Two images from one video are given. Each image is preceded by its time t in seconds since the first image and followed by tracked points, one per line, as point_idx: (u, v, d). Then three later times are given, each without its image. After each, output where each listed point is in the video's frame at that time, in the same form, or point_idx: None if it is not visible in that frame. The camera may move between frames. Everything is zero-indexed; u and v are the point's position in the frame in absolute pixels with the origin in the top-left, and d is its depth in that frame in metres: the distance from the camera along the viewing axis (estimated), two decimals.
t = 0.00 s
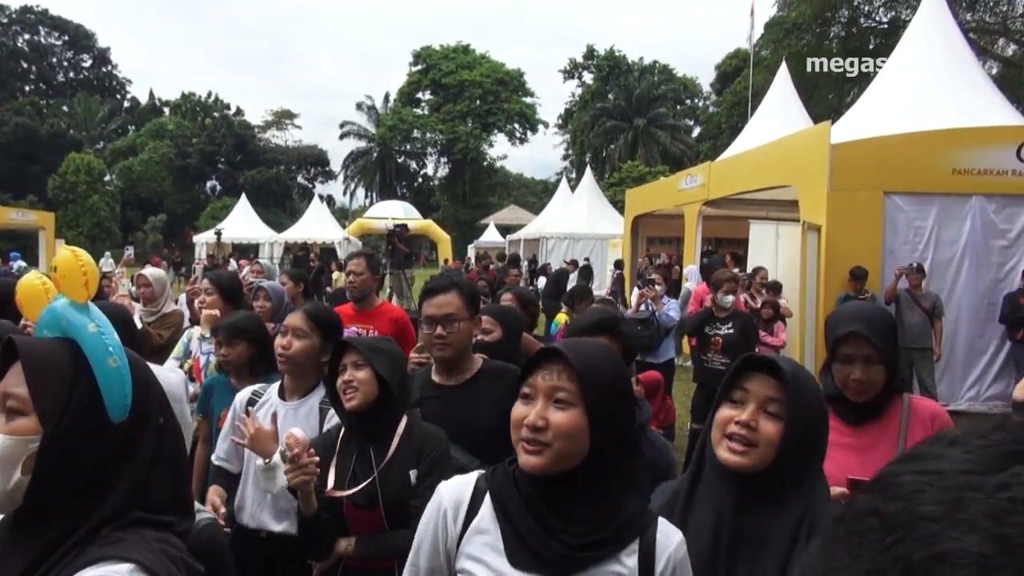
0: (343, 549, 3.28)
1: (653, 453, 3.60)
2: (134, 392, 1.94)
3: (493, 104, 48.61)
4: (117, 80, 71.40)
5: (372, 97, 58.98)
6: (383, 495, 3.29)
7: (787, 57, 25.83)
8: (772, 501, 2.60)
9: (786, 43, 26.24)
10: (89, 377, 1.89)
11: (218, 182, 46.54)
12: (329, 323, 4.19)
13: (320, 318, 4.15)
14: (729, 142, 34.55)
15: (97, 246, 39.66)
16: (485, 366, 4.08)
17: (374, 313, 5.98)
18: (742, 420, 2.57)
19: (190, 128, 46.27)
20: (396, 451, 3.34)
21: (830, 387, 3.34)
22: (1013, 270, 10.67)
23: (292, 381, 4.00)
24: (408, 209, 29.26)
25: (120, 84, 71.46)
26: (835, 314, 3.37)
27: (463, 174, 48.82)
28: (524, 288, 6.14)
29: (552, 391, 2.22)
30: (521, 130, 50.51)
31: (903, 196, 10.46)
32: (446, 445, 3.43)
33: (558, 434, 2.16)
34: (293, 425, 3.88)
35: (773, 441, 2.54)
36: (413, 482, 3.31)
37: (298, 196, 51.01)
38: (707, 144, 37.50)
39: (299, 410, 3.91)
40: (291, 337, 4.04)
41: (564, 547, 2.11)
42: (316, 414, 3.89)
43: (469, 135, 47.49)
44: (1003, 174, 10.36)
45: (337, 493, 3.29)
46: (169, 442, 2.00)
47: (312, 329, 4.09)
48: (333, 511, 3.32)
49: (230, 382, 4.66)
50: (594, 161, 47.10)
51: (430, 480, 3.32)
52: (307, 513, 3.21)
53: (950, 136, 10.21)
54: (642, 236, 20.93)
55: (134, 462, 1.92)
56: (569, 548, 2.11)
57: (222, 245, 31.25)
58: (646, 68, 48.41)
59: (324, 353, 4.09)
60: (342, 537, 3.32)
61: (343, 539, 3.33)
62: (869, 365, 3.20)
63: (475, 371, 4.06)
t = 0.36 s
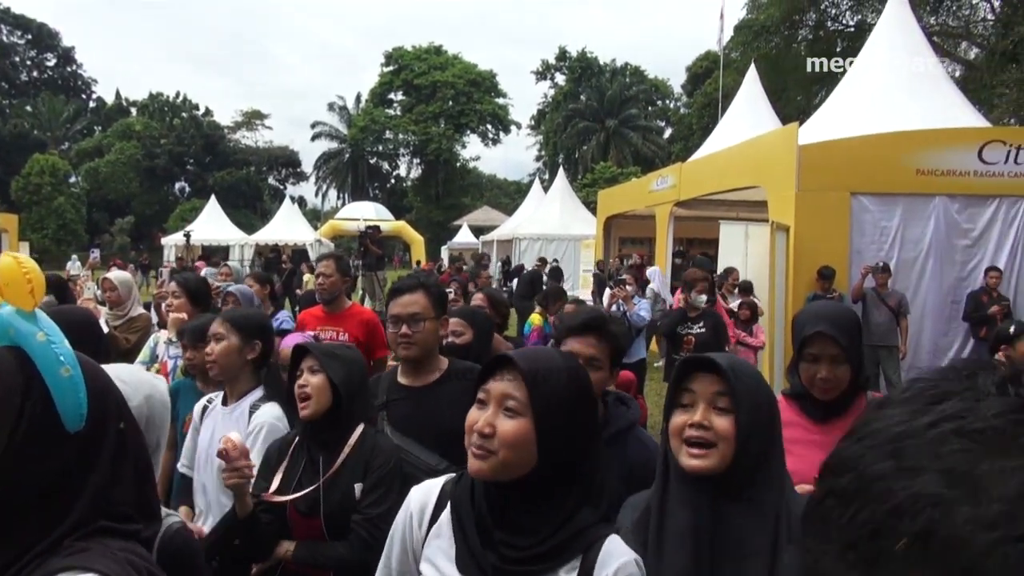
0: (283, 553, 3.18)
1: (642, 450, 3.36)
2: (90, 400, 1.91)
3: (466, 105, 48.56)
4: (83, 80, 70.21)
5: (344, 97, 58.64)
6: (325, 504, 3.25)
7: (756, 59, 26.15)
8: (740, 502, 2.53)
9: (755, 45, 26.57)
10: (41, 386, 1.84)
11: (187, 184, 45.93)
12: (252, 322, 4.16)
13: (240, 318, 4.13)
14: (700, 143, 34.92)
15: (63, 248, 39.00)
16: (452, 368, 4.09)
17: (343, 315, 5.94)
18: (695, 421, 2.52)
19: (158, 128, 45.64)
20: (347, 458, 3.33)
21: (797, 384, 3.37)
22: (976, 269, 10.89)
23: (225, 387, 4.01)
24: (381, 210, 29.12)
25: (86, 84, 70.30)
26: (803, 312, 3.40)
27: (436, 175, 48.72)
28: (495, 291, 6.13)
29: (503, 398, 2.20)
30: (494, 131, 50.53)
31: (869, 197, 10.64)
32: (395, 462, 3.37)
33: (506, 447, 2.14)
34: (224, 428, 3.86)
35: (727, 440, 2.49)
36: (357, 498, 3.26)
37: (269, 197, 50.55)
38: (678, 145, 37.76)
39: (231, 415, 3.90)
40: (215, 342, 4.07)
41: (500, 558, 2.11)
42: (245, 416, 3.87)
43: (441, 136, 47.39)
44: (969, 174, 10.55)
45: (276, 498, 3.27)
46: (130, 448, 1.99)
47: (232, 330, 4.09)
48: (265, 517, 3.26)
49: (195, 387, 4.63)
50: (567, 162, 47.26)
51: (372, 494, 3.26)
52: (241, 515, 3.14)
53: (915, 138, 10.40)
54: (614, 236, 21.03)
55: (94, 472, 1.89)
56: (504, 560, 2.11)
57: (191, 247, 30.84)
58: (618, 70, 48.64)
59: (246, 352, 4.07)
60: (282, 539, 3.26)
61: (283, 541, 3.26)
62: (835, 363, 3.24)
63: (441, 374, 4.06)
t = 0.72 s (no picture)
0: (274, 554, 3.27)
1: (621, 455, 3.35)
2: (49, 401, 1.90)
3: (441, 105, 48.48)
4: (51, 80, 69.06)
5: (318, 97, 58.27)
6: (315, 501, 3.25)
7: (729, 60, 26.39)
8: (725, 498, 2.44)
9: (728, 46, 26.76)
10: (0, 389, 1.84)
11: (159, 184, 45.35)
12: (240, 321, 4.17)
13: (231, 317, 4.14)
14: (674, 143, 35.11)
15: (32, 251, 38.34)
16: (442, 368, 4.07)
17: (317, 316, 5.92)
18: (686, 419, 2.45)
19: (129, 129, 45.03)
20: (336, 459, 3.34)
21: (764, 380, 3.40)
22: (945, 264, 10.97)
23: (205, 381, 3.95)
24: (356, 210, 28.97)
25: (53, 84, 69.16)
26: (769, 307, 3.41)
27: (412, 176, 48.55)
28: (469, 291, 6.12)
29: (478, 390, 2.17)
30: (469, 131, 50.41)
31: (840, 196, 10.78)
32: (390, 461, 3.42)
33: (481, 438, 2.11)
34: (211, 426, 3.81)
35: (722, 438, 2.41)
36: (348, 493, 3.27)
37: (243, 198, 50.12)
38: (653, 145, 37.98)
39: (216, 409, 3.86)
40: (203, 337, 4.03)
41: (471, 560, 2.06)
42: (236, 409, 3.88)
43: (417, 136, 47.25)
44: (930, 173, 10.74)
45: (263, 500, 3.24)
46: (92, 449, 1.96)
47: (222, 327, 4.07)
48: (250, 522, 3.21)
49: (163, 388, 4.57)
50: (543, 162, 47.35)
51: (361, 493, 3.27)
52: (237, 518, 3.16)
53: (880, 138, 10.61)
54: (590, 236, 21.12)
55: (54, 473, 1.87)
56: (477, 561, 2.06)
57: (164, 249, 30.45)
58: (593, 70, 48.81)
59: (233, 352, 4.06)
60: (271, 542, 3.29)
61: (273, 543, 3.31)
62: (802, 360, 3.26)
63: (429, 374, 4.02)
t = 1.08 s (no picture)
0: (276, 555, 3.21)
1: (617, 454, 3.35)
2: (37, 400, 1.90)
3: (436, 105, 48.49)
4: (44, 81, 68.80)
5: (314, 98, 58.21)
6: (319, 502, 3.26)
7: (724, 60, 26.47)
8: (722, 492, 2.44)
9: (723, 46, 26.75)
10: None
11: (154, 186, 45.21)
12: (249, 330, 4.10)
13: (240, 329, 4.06)
14: (670, 143, 35.11)
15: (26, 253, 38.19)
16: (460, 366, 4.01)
17: (313, 317, 5.92)
18: (690, 409, 2.46)
19: (124, 130, 44.95)
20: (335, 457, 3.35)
21: (759, 382, 3.39)
22: (940, 264, 11.00)
23: (216, 391, 3.90)
24: (352, 211, 28.92)
25: (48, 85, 68.94)
26: (763, 309, 3.41)
27: (407, 176, 48.50)
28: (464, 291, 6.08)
29: (458, 396, 2.13)
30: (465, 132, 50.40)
31: (834, 195, 10.80)
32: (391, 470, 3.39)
33: (462, 443, 2.07)
34: (224, 434, 3.83)
35: (723, 432, 2.44)
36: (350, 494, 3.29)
37: (238, 199, 50.06)
38: (649, 145, 38.00)
39: (232, 418, 3.87)
40: (215, 356, 3.93)
41: None
42: (253, 418, 3.91)
43: (412, 137, 47.23)
44: (924, 172, 10.77)
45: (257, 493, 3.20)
46: (82, 449, 1.96)
47: (236, 346, 3.99)
48: (251, 522, 3.22)
49: (158, 391, 4.52)
50: (538, 162, 47.33)
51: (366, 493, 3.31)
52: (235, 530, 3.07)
53: (872, 138, 10.64)
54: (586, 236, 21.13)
55: (44, 471, 1.86)
56: None
57: (159, 250, 30.37)
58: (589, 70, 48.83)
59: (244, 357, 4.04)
60: (274, 541, 3.27)
61: (274, 542, 3.27)
62: (795, 363, 3.27)
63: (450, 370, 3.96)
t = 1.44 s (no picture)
0: (263, 549, 3.24)
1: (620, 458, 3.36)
2: (60, 408, 1.90)
3: (445, 106, 48.56)
4: (55, 83, 69.21)
5: (323, 100, 58.39)
6: (298, 505, 3.25)
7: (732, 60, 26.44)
8: (692, 493, 2.47)
9: (731, 45, 26.66)
10: (12, 399, 1.83)
11: (165, 188, 45.41)
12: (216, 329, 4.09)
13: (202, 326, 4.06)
14: (679, 142, 35.00)
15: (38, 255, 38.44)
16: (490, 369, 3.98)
17: (322, 319, 5.95)
18: (647, 421, 2.49)
19: (134, 132, 45.20)
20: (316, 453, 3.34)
21: (770, 382, 3.37)
22: (951, 264, 10.94)
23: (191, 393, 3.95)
24: (361, 212, 28.97)
25: (59, 87, 69.37)
26: (774, 312, 3.41)
27: (416, 177, 48.55)
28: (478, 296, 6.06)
29: (461, 400, 2.12)
30: (474, 133, 50.45)
31: (844, 195, 10.76)
32: (371, 469, 3.29)
33: (464, 446, 2.06)
34: (197, 440, 3.82)
35: (681, 433, 2.48)
36: (329, 500, 3.21)
37: (248, 201, 50.28)
38: (658, 145, 37.93)
39: (203, 422, 3.86)
40: (179, 352, 4.00)
41: None
42: (222, 422, 3.82)
43: (421, 138, 47.30)
44: (935, 171, 10.72)
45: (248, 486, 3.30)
46: (99, 455, 1.97)
47: (196, 337, 4.01)
48: (243, 517, 3.29)
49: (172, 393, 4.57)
50: (547, 162, 47.30)
51: (340, 497, 3.19)
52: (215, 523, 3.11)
53: (880, 137, 10.61)
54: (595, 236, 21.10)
55: (64, 480, 1.87)
56: None
57: (169, 252, 30.51)
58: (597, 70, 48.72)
59: (214, 356, 4.01)
60: (266, 536, 3.31)
61: (264, 537, 3.30)
62: (810, 365, 3.26)
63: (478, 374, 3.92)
